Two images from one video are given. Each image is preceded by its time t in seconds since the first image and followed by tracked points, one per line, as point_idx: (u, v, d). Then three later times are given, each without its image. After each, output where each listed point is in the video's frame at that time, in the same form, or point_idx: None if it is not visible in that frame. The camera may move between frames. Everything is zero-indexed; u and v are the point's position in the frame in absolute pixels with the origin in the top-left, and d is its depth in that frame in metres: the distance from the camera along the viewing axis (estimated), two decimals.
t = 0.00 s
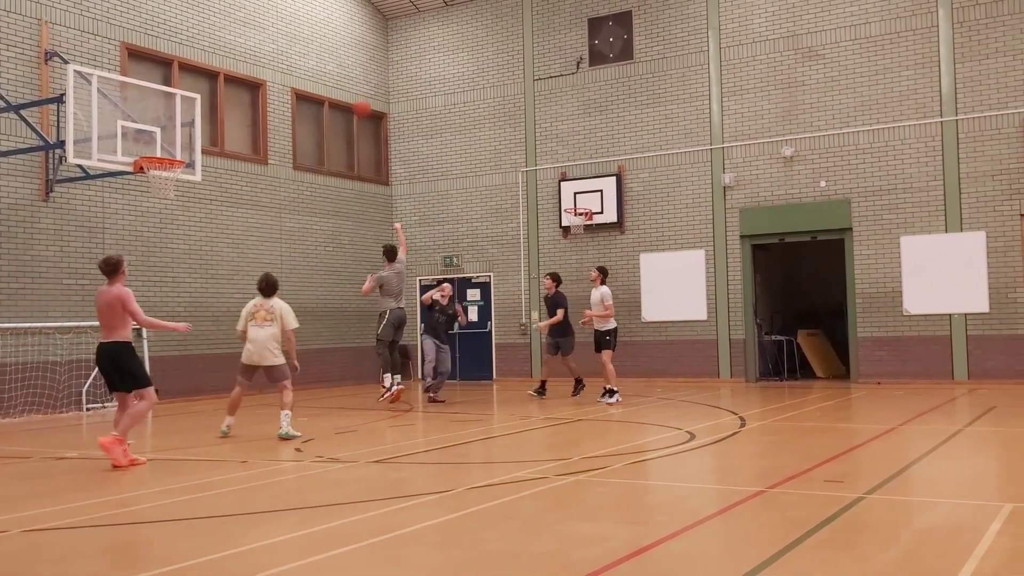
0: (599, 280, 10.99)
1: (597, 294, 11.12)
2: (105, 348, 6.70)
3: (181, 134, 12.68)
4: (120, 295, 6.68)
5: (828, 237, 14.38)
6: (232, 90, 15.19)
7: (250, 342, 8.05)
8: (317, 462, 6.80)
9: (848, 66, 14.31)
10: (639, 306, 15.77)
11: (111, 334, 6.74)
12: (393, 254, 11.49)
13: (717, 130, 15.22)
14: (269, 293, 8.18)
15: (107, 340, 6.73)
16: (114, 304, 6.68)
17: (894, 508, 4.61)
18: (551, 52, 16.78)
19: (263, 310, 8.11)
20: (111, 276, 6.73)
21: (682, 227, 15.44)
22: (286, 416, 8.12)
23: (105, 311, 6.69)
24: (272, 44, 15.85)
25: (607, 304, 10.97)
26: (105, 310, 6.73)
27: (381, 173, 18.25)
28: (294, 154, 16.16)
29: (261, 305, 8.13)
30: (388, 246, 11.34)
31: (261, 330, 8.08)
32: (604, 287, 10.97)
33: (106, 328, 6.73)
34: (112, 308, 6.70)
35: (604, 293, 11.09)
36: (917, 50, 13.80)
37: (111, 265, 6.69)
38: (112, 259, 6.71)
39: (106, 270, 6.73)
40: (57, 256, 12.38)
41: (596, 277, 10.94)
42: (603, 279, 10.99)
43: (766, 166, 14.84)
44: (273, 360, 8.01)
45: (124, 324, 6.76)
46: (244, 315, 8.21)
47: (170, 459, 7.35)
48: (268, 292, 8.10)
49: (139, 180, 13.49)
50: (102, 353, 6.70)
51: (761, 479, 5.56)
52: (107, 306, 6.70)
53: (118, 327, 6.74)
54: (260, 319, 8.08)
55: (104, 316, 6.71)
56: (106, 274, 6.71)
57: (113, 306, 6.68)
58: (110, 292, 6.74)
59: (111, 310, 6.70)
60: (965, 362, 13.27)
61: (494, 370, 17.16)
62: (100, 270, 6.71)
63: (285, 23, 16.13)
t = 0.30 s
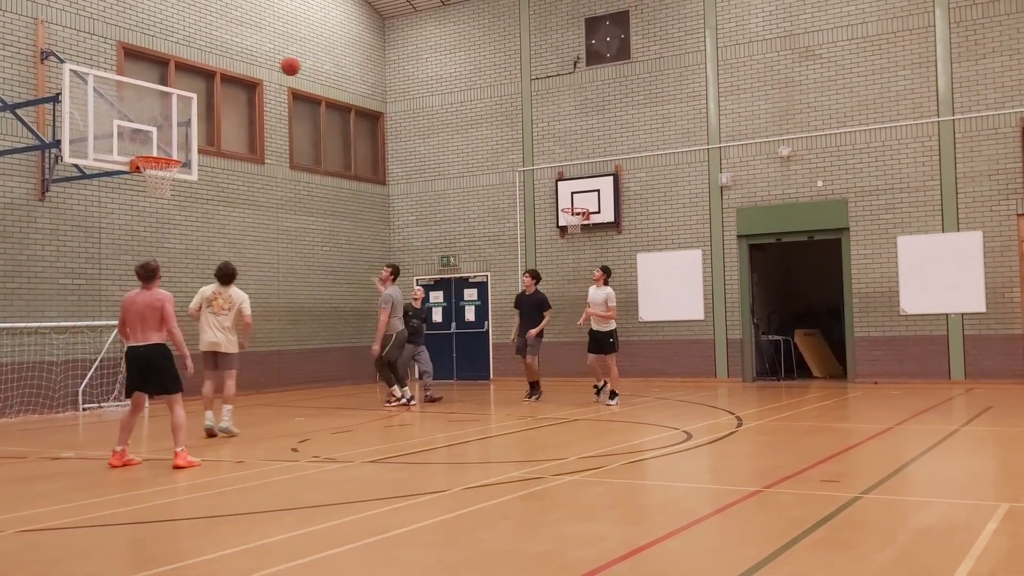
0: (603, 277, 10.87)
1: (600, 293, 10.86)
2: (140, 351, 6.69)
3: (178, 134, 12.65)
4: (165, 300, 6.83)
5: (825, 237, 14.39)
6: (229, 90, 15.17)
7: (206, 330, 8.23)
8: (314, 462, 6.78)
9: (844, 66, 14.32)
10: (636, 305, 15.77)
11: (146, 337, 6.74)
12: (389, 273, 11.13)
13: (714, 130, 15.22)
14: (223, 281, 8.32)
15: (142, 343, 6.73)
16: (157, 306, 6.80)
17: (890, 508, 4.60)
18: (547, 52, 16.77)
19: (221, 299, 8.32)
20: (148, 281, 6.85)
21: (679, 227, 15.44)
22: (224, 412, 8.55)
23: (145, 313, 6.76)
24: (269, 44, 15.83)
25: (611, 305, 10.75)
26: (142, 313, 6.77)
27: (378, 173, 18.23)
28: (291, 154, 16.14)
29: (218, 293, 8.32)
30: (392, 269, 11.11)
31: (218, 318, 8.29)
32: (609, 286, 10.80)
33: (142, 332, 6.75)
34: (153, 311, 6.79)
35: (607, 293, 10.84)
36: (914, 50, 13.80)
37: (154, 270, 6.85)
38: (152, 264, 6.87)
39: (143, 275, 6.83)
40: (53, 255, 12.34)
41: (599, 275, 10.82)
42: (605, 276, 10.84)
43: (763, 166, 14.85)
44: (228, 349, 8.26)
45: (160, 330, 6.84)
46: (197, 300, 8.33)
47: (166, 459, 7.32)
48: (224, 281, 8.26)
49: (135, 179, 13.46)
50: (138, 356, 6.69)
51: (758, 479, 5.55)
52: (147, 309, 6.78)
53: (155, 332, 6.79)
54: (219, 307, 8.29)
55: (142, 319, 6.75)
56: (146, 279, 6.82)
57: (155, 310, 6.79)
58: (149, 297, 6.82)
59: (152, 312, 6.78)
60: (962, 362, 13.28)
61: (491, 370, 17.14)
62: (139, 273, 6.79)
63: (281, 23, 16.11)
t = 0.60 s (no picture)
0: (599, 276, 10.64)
1: (597, 294, 10.66)
2: (157, 344, 6.72)
3: (177, 134, 12.64)
4: (184, 295, 6.87)
5: (824, 237, 14.39)
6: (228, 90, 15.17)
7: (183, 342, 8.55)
8: (312, 462, 6.78)
9: (843, 66, 14.32)
10: (634, 305, 15.77)
11: (161, 332, 6.77)
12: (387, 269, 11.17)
13: (713, 130, 15.22)
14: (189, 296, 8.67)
15: (158, 337, 6.75)
16: (176, 301, 6.84)
17: (889, 508, 4.60)
18: (546, 52, 16.77)
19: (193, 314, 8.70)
20: (167, 277, 6.85)
21: (678, 227, 15.44)
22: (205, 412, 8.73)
23: (163, 307, 6.78)
24: (268, 43, 15.83)
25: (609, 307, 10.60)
26: (159, 308, 6.79)
27: (377, 172, 18.23)
28: (290, 154, 16.13)
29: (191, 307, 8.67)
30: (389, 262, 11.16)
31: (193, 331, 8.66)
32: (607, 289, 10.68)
33: (158, 326, 6.77)
34: (171, 306, 6.82)
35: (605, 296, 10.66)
36: (913, 50, 13.81)
37: (174, 265, 6.86)
38: (173, 260, 6.88)
39: (163, 269, 6.83)
40: (52, 255, 12.34)
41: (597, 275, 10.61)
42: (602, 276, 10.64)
43: (762, 166, 14.85)
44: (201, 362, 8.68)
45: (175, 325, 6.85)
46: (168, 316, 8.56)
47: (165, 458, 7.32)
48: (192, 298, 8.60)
49: (134, 179, 13.46)
50: (155, 350, 6.71)
51: (757, 479, 5.55)
52: (165, 303, 6.80)
53: (170, 327, 6.80)
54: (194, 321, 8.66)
55: (159, 314, 6.77)
56: (165, 273, 6.83)
57: (174, 304, 6.82)
58: (167, 292, 6.84)
59: (170, 307, 6.81)
60: (961, 362, 13.29)
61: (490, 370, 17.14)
62: (159, 267, 6.79)
63: (280, 22, 16.10)
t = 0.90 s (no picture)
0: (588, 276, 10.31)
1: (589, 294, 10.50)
2: (163, 344, 6.71)
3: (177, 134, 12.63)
4: (190, 296, 6.89)
5: (824, 237, 14.39)
6: (228, 90, 15.17)
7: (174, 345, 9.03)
8: (311, 462, 6.77)
9: (843, 66, 14.32)
10: (634, 305, 15.77)
11: (167, 332, 6.76)
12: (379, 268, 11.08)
13: (713, 130, 15.22)
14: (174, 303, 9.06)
15: (165, 337, 6.74)
16: (183, 302, 6.86)
17: (890, 508, 4.60)
18: (546, 52, 16.77)
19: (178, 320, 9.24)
20: (174, 277, 6.85)
21: (678, 227, 15.44)
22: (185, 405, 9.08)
23: (171, 307, 6.79)
24: (268, 43, 15.83)
25: (602, 308, 10.51)
26: (165, 308, 6.79)
27: (377, 172, 18.22)
28: (290, 154, 16.13)
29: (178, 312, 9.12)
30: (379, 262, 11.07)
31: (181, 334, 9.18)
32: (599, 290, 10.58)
33: (164, 326, 6.76)
34: (178, 306, 6.84)
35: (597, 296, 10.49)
36: (913, 50, 13.81)
37: (182, 265, 6.88)
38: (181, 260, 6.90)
39: (170, 269, 6.84)
40: (52, 255, 12.34)
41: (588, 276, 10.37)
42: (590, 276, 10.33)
43: (762, 166, 14.85)
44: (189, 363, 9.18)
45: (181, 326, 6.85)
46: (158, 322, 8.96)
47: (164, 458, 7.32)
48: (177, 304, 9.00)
49: (134, 179, 13.46)
50: (160, 349, 6.70)
51: (757, 479, 5.55)
52: (173, 304, 6.81)
53: (176, 327, 6.82)
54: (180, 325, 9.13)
55: (166, 313, 6.76)
56: (173, 273, 6.83)
57: (180, 305, 6.83)
58: (175, 293, 6.86)
59: (177, 307, 6.82)
60: (961, 362, 13.29)
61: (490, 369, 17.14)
62: (168, 268, 6.80)
63: (280, 22, 16.10)
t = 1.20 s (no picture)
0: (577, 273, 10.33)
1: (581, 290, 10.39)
2: (161, 343, 6.68)
3: (177, 134, 12.65)
4: (190, 297, 6.89)
5: (824, 236, 14.39)
6: (228, 90, 15.17)
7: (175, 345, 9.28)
8: (311, 462, 6.77)
9: (844, 66, 14.32)
10: (634, 305, 15.77)
11: (165, 331, 6.75)
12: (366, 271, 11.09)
13: (713, 129, 15.22)
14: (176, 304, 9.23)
15: (163, 336, 6.72)
16: (183, 302, 6.85)
17: (890, 508, 4.60)
18: (546, 52, 16.76)
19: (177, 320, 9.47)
20: (175, 277, 6.86)
21: (677, 227, 15.45)
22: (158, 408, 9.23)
23: (170, 307, 6.78)
24: (268, 43, 15.83)
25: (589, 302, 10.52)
26: (165, 307, 6.78)
27: (377, 172, 18.22)
28: (290, 154, 16.13)
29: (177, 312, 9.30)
30: (370, 265, 11.12)
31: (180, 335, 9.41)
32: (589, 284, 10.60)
33: (163, 326, 6.75)
34: (178, 306, 6.83)
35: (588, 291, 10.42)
36: (913, 50, 13.81)
37: (182, 264, 6.90)
38: (182, 259, 6.91)
39: (172, 268, 6.86)
40: (52, 255, 12.34)
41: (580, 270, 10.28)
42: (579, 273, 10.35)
43: (762, 166, 14.85)
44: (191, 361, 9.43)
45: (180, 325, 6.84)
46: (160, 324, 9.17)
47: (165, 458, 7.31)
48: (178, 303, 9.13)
49: (134, 179, 13.46)
50: (158, 349, 6.67)
51: (757, 478, 5.55)
52: (173, 304, 6.81)
53: (175, 326, 6.81)
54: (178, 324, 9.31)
55: (165, 313, 6.76)
56: (174, 273, 6.85)
57: (179, 305, 6.83)
58: (176, 292, 6.86)
59: (177, 307, 6.81)
60: (961, 362, 13.29)
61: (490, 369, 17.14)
62: (169, 267, 6.82)
63: (280, 22, 16.10)
